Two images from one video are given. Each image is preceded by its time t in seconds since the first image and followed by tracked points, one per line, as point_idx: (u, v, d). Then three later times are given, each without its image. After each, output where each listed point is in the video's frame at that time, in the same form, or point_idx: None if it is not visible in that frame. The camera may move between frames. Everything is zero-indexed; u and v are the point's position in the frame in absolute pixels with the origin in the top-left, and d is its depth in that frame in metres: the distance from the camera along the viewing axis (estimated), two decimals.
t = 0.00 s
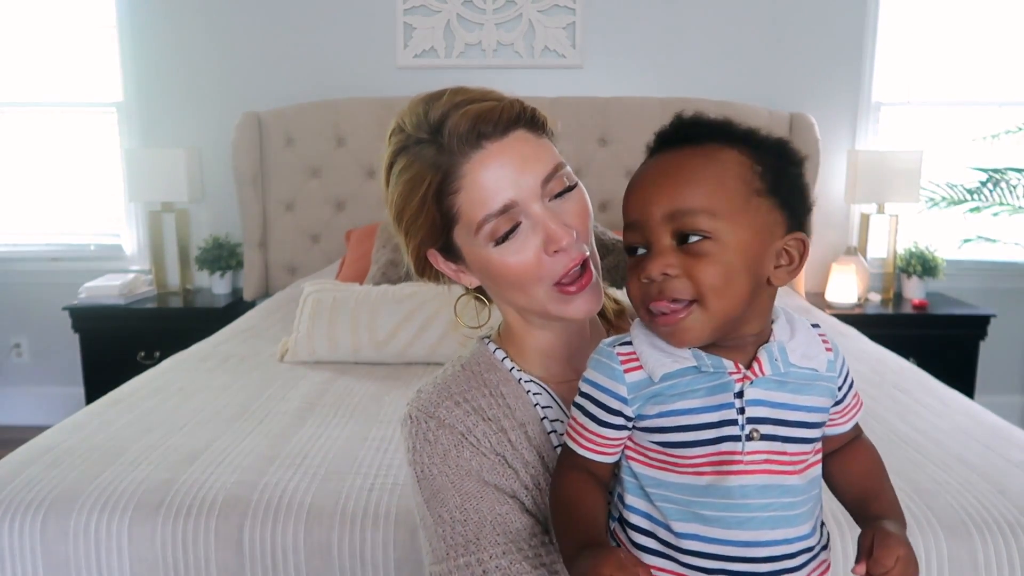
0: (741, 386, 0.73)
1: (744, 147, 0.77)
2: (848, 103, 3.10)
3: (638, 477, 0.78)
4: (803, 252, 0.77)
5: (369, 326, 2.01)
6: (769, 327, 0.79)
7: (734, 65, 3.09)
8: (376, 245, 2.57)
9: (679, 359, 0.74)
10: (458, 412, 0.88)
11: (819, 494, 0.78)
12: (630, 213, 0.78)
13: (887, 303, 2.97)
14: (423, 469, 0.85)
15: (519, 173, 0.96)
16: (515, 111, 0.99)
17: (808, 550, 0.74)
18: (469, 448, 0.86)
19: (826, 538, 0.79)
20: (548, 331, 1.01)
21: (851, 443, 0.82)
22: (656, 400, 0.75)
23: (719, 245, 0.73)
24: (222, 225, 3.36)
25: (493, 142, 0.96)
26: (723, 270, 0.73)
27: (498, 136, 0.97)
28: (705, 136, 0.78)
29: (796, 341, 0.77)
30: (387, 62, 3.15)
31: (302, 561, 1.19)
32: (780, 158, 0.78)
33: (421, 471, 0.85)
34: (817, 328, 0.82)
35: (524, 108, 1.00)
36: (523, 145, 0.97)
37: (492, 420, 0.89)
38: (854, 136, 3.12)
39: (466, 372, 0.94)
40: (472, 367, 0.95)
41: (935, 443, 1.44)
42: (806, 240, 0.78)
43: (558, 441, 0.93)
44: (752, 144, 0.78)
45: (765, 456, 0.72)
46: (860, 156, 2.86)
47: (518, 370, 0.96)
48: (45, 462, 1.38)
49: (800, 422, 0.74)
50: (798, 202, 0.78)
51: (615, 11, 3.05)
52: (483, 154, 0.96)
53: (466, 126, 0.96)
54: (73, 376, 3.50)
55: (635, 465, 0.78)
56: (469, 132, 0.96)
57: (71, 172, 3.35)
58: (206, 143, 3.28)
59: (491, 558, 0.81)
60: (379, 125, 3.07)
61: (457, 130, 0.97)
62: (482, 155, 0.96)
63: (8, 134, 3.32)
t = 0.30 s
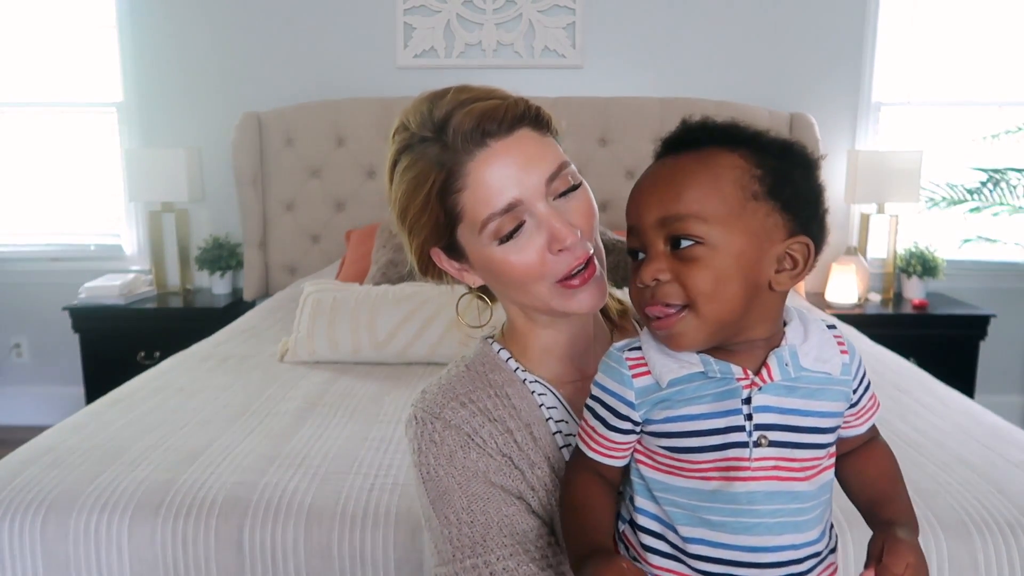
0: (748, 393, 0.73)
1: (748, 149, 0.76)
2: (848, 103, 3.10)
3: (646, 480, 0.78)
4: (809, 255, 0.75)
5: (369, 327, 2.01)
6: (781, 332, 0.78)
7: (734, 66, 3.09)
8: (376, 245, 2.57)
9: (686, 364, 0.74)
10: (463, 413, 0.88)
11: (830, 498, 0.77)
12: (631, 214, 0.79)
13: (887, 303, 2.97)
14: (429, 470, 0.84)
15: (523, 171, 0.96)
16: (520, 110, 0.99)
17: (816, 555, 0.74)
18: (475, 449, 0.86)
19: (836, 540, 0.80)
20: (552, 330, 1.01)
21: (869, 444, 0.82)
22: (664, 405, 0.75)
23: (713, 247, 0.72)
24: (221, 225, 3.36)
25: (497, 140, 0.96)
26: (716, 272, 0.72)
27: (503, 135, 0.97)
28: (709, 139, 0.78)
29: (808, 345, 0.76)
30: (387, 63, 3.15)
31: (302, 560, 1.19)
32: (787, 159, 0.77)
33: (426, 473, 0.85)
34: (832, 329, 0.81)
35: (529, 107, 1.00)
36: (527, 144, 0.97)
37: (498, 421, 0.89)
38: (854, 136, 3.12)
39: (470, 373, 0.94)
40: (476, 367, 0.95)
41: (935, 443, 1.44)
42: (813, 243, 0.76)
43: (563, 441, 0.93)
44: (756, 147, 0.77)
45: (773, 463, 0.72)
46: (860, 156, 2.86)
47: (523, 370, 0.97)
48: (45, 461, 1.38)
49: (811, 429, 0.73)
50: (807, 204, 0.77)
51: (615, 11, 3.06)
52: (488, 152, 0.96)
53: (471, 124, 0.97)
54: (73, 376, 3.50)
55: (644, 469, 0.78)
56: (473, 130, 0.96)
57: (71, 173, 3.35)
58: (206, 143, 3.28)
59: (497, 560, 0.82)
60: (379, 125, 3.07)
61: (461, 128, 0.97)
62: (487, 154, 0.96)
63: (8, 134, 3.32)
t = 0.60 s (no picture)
0: (750, 393, 0.73)
1: (755, 148, 0.76)
2: (848, 104, 3.10)
3: (645, 477, 0.78)
4: (813, 256, 0.75)
5: (369, 327, 2.01)
6: (783, 332, 0.78)
7: (734, 66, 3.09)
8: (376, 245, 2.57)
9: (688, 363, 0.75)
10: (461, 412, 0.88)
11: (829, 498, 0.77)
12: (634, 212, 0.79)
13: (887, 303, 2.97)
14: (428, 470, 0.84)
15: (524, 172, 0.96)
16: (522, 110, 0.99)
17: (813, 554, 0.75)
18: (473, 448, 0.86)
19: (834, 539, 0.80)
20: (553, 331, 1.01)
21: (865, 442, 0.81)
22: (665, 404, 0.75)
23: (715, 247, 0.72)
24: (221, 225, 3.36)
25: (499, 141, 0.96)
26: (718, 272, 0.72)
27: (504, 136, 0.97)
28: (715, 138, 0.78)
29: (810, 345, 0.76)
30: (387, 63, 3.15)
31: (302, 560, 1.19)
32: (796, 158, 0.76)
33: (425, 472, 0.85)
34: (835, 329, 0.81)
35: (530, 107, 1.00)
36: (529, 145, 0.97)
37: (495, 420, 0.89)
38: (854, 136, 3.12)
39: (468, 372, 0.94)
40: (474, 367, 0.95)
41: (935, 443, 1.44)
42: (819, 244, 0.76)
43: (561, 440, 0.93)
44: (765, 145, 0.77)
45: (773, 463, 0.72)
46: (860, 156, 2.86)
47: (520, 370, 0.97)
48: (45, 461, 1.38)
49: (813, 428, 0.73)
50: (814, 204, 0.76)
51: (614, 11, 3.06)
52: (489, 153, 0.96)
53: (472, 125, 0.96)
54: (73, 376, 3.50)
55: (643, 466, 0.78)
56: (475, 131, 0.96)
57: (71, 173, 3.36)
58: (206, 143, 3.28)
59: (497, 559, 0.81)
60: (379, 125, 3.07)
61: (463, 128, 0.97)
62: (489, 155, 0.96)
63: (7, 134, 3.32)
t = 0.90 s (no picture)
0: (732, 398, 0.72)
1: (745, 151, 0.76)
2: (848, 104, 3.10)
3: (632, 480, 0.78)
4: (800, 260, 0.74)
5: (369, 326, 2.01)
6: (769, 338, 0.78)
7: (734, 66, 3.09)
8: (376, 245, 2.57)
9: (671, 366, 0.75)
10: (457, 406, 0.88)
11: (821, 508, 0.76)
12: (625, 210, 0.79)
13: (887, 303, 2.97)
14: (422, 460, 0.85)
15: (520, 169, 0.96)
16: (522, 108, 0.99)
17: (801, 563, 0.74)
18: (467, 442, 0.86)
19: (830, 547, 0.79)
20: (547, 328, 1.01)
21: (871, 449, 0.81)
22: (649, 407, 0.75)
23: (698, 248, 0.72)
24: (222, 225, 3.36)
25: (497, 139, 0.96)
26: (700, 272, 0.72)
27: (503, 134, 0.97)
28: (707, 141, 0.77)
29: (799, 351, 0.76)
30: (387, 62, 3.15)
31: (302, 560, 1.19)
32: (787, 162, 0.76)
33: (419, 464, 0.85)
34: (831, 334, 0.81)
35: (531, 106, 1.00)
36: (527, 142, 0.97)
37: (492, 415, 0.89)
38: (854, 136, 3.12)
39: (465, 367, 0.94)
40: (472, 362, 0.95)
41: (935, 443, 1.44)
42: (806, 248, 0.75)
43: (556, 438, 0.93)
44: (756, 150, 0.76)
45: (756, 469, 0.71)
46: (860, 156, 2.86)
47: (519, 367, 0.96)
48: (45, 461, 1.38)
49: (800, 435, 0.73)
50: (805, 210, 0.75)
51: (614, 11, 3.06)
52: (487, 150, 0.96)
53: (471, 122, 0.96)
54: (73, 376, 3.50)
55: (631, 469, 0.78)
56: (474, 127, 0.96)
57: (71, 173, 3.35)
58: (206, 142, 3.28)
59: (485, 552, 0.81)
60: (379, 125, 3.07)
61: (462, 125, 0.97)
62: (487, 152, 0.96)
63: (7, 134, 3.32)
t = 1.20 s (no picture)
0: (739, 395, 0.72)
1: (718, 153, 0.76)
2: (848, 104, 3.09)
3: (642, 484, 0.78)
4: (787, 253, 0.75)
5: (369, 326, 2.01)
6: (768, 329, 0.78)
7: (734, 66, 3.09)
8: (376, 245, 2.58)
9: (675, 371, 0.74)
10: (459, 410, 0.88)
11: (825, 496, 0.77)
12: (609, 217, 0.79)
13: (887, 303, 2.97)
14: (425, 466, 0.84)
15: (513, 162, 0.96)
16: (520, 103, 0.99)
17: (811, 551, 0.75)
18: (470, 446, 0.86)
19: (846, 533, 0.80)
20: (538, 326, 1.01)
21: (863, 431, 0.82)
22: (656, 411, 0.75)
23: (688, 250, 0.72)
24: (222, 225, 3.36)
25: (492, 131, 0.96)
26: (693, 274, 0.72)
27: (499, 126, 0.97)
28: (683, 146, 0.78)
29: (798, 341, 0.76)
30: (387, 63, 3.15)
31: (301, 560, 1.19)
32: (762, 160, 0.76)
33: (423, 469, 0.85)
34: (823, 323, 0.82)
35: (531, 101, 1.00)
36: (522, 137, 0.97)
37: (493, 418, 0.90)
38: (854, 136, 3.12)
39: (465, 371, 0.94)
40: (472, 365, 0.95)
41: (935, 442, 1.44)
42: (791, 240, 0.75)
43: (558, 439, 0.92)
44: (729, 152, 0.76)
45: (767, 463, 0.72)
46: (860, 156, 2.86)
47: (518, 369, 0.96)
48: (46, 461, 1.38)
49: (805, 423, 0.73)
50: (786, 204, 0.76)
51: (614, 11, 3.06)
52: (482, 141, 0.96)
53: (468, 113, 0.97)
54: (73, 376, 3.50)
55: (640, 473, 0.78)
56: (470, 119, 0.96)
57: (71, 173, 3.36)
58: (206, 142, 3.28)
59: (494, 556, 0.81)
60: (378, 125, 3.07)
61: (459, 116, 0.97)
62: (481, 143, 0.96)
63: (7, 134, 3.33)
